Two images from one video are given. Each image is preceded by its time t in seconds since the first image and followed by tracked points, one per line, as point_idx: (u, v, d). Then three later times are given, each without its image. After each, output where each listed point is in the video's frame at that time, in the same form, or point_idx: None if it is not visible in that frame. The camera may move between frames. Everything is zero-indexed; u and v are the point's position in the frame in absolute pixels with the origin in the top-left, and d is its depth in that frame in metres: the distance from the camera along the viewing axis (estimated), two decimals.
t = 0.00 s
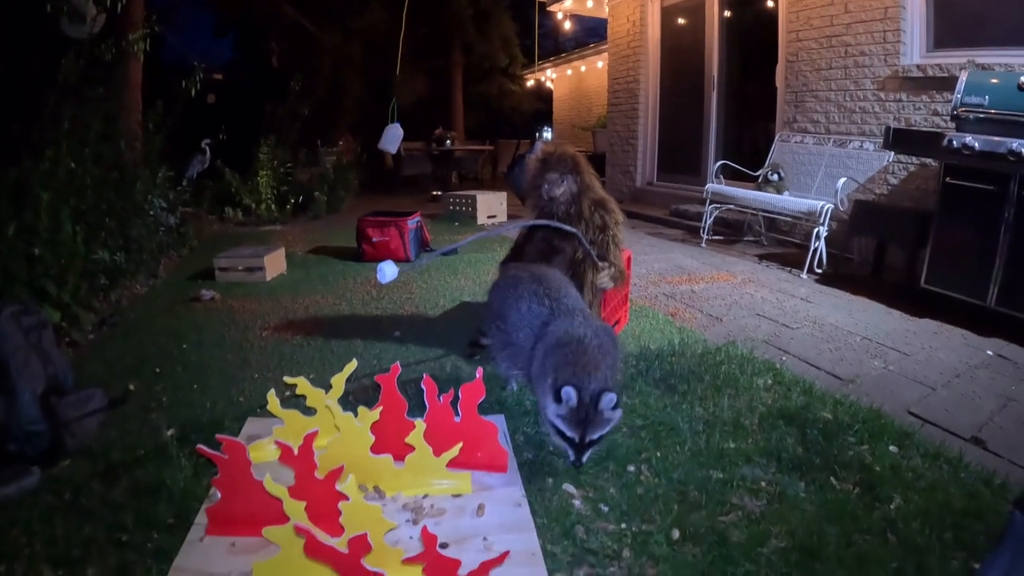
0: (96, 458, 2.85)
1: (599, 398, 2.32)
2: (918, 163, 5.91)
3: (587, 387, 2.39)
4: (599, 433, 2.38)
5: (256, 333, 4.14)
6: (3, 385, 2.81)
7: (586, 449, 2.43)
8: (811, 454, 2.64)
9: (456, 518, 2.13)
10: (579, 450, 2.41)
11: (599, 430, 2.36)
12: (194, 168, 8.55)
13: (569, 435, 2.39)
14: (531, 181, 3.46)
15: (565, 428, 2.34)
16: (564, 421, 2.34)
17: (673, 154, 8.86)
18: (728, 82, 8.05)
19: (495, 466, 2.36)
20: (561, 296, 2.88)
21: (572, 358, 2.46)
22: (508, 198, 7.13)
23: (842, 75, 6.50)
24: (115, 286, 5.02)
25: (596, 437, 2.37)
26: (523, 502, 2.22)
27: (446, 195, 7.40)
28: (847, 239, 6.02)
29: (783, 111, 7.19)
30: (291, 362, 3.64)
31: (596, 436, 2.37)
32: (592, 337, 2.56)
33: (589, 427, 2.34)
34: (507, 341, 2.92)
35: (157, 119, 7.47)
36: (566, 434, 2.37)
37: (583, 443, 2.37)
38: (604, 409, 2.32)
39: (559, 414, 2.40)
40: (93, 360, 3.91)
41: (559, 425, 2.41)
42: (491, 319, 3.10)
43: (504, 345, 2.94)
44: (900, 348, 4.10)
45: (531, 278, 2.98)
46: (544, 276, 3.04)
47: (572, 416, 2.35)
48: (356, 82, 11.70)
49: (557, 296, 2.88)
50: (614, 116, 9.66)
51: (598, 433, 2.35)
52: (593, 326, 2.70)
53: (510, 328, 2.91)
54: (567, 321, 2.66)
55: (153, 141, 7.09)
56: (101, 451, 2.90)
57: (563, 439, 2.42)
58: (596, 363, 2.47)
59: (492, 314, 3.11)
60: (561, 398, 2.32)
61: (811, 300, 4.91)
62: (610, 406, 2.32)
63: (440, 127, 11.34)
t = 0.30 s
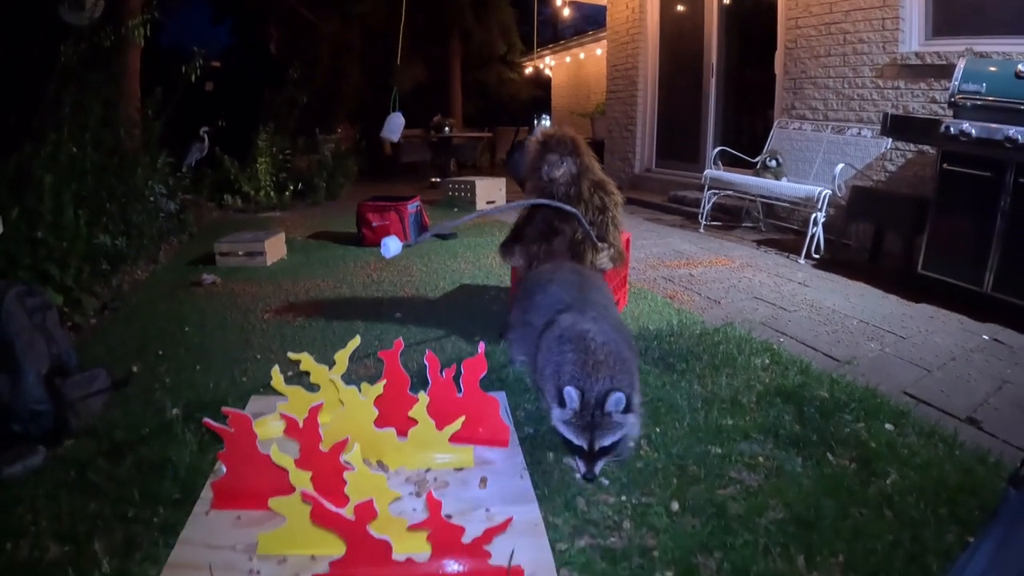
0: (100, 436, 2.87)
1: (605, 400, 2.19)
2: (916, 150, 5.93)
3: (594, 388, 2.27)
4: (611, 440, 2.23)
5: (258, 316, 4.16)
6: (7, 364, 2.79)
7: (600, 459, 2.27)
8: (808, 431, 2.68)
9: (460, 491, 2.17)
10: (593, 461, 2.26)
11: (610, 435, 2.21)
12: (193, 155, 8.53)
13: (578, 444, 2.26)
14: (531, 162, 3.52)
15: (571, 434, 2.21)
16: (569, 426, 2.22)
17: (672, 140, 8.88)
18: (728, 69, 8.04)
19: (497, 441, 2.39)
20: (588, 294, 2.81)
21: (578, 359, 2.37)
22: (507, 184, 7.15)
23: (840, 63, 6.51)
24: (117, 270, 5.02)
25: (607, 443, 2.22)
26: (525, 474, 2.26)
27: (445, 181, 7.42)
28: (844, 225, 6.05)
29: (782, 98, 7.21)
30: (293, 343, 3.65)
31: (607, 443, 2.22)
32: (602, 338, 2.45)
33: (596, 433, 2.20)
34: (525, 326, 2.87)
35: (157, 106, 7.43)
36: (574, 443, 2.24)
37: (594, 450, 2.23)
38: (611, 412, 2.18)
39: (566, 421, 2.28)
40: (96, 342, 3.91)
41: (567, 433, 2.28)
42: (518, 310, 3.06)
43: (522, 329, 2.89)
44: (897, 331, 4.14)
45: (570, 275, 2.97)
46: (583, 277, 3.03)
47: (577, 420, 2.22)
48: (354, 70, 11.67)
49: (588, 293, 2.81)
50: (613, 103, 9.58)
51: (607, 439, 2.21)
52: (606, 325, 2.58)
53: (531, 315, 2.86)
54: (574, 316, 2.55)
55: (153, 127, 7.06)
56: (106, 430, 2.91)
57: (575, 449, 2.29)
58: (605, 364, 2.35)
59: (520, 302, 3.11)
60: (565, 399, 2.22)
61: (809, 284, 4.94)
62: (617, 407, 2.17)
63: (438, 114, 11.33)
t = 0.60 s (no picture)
0: (106, 409, 2.88)
1: (608, 399, 1.96)
2: (914, 137, 5.90)
3: (599, 387, 2.06)
4: (612, 448, 1.99)
5: (261, 295, 4.18)
6: (13, 339, 2.74)
7: (600, 471, 2.02)
8: (803, 404, 2.73)
9: (463, 457, 2.21)
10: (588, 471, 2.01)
11: (610, 442, 1.97)
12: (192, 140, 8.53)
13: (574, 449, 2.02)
14: (531, 140, 3.53)
15: (567, 435, 1.99)
16: (567, 424, 1.99)
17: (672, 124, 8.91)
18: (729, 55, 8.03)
19: (497, 409, 2.43)
20: (624, 283, 2.65)
21: (590, 358, 2.18)
22: (506, 168, 7.18)
23: (839, 50, 6.53)
24: (120, 251, 5.02)
25: (606, 451, 1.97)
26: (526, 441, 2.31)
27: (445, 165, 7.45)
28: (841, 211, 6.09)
29: (782, 84, 7.23)
30: (295, 320, 3.68)
31: (605, 450, 1.97)
32: (620, 340, 2.25)
33: (595, 436, 1.96)
34: (553, 314, 2.73)
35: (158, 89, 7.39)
36: (569, 445, 2.01)
37: (590, 458, 1.98)
38: (614, 414, 1.95)
39: (566, 420, 2.06)
40: (100, 320, 3.92)
41: (564, 435, 2.06)
42: (550, 292, 2.91)
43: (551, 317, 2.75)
44: (892, 313, 4.19)
45: (613, 262, 2.76)
46: (626, 266, 2.84)
47: (575, 419, 2.00)
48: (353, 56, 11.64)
49: (630, 288, 2.63)
50: (613, 88, 9.58)
51: (606, 445, 1.96)
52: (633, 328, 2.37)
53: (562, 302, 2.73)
54: (595, 316, 2.37)
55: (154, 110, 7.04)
56: (112, 404, 2.92)
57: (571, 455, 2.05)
58: (617, 364, 2.16)
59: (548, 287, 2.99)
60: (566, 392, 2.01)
61: (806, 268, 4.99)
62: (621, 411, 1.93)
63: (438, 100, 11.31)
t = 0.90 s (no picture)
0: (117, 382, 2.91)
1: (617, 416, 1.96)
2: (912, 129, 5.92)
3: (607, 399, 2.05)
4: (612, 464, 1.98)
5: (267, 276, 4.24)
6: (27, 312, 2.76)
7: (597, 485, 2.00)
8: (797, 382, 2.80)
9: (468, 425, 2.28)
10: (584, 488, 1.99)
11: (611, 459, 1.97)
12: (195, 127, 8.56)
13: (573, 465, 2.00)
14: (533, 125, 3.59)
15: (568, 449, 1.97)
16: (570, 438, 1.97)
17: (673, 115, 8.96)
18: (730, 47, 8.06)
19: (500, 382, 2.51)
20: (617, 278, 2.71)
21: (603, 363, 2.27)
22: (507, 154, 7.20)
23: (840, 42, 6.58)
24: (125, 233, 5.05)
25: (606, 469, 1.97)
26: (529, 412, 2.38)
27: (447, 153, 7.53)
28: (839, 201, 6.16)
29: (782, 75, 7.29)
30: (301, 299, 3.74)
31: (605, 468, 1.97)
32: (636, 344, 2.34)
33: (598, 451, 1.95)
34: (551, 317, 2.76)
35: (162, 76, 7.40)
36: (569, 461, 1.99)
37: (589, 476, 1.96)
38: (622, 430, 1.95)
39: (567, 433, 2.03)
40: (108, 298, 3.95)
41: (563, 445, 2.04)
42: (547, 291, 2.97)
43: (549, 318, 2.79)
44: (887, 300, 4.27)
45: (604, 255, 2.84)
46: (614, 256, 2.89)
47: (579, 433, 1.99)
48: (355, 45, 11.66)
49: (625, 276, 2.72)
50: (614, 79, 9.63)
51: (608, 464, 1.96)
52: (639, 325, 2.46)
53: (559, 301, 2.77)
54: (603, 314, 2.46)
55: (159, 95, 7.05)
56: (123, 377, 2.95)
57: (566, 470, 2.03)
58: (633, 369, 2.25)
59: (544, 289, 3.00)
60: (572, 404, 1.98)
61: (803, 256, 5.06)
62: (629, 427, 1.94)
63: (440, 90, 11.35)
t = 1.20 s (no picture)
0: (128, 362, 2.97)
1: (599, 397, 1.95)
2: (910, 126, 5.99)
3: (585, 383, 2.05)
4: (598, 453, 1.94)
5: (273, 264, 4.30)
6: (40, 291, 2.81)
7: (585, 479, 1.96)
8: (792, 366, 2.87)
9: (473, 401, 2.35)
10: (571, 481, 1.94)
11: (596, 446, 1.93)
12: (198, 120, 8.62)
13: (556, 457, 1.97)
14: (536, 118, 3.67)
15: (548, 437, 1.94)
16: (548, 425, 1.95)
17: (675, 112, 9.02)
18: (732, 44, 8.11)
19: (503, 362, 2.58)
20: (592, 261, 2.59)
21: (575, 354, 2.19)
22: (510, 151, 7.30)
23: (839, 40, 6.65)
24: (131, 221, 5.11)
25: (591, 456, 1.93)
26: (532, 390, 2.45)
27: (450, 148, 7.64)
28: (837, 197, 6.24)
29: (782, 73, 7.36)
30: (307, 286, 3.81)
31: (591, 454, 1.93)
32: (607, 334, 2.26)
33: (581, 435, 1.92)
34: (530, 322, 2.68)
35: (167, 68, 7.44)
36: (552, 451, 1.96)
37: (574, 466, 1.92)
38: (604, 411, 1.93)
39: (545, 425, 1.99)
40: (117, 284, 4.02)
41: (542, 438, 1.99)
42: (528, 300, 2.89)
43: (528, 324, 2.70)
44: (883, 292, 4.33)
45: (580, 245, 2.72)
46: (596, 247, 2.73)
47: (558, 420, 1.96)
48: (357, 40, 11.70)
49: (596, 271, 2.55)
50: (615, 76, 9.70)
51: (592, 450, 1.92)
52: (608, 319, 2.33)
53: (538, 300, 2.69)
54: (574, 308, 2.36)
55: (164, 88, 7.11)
56: (134, 357, 3.02)
57: (551, 463, 1.99)
58: (607, 356, 2.17)
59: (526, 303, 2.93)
60: (548, 389, 1.97)
61: (800, 249, 5.13)
62: (612, 406, 1.92)
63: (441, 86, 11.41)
